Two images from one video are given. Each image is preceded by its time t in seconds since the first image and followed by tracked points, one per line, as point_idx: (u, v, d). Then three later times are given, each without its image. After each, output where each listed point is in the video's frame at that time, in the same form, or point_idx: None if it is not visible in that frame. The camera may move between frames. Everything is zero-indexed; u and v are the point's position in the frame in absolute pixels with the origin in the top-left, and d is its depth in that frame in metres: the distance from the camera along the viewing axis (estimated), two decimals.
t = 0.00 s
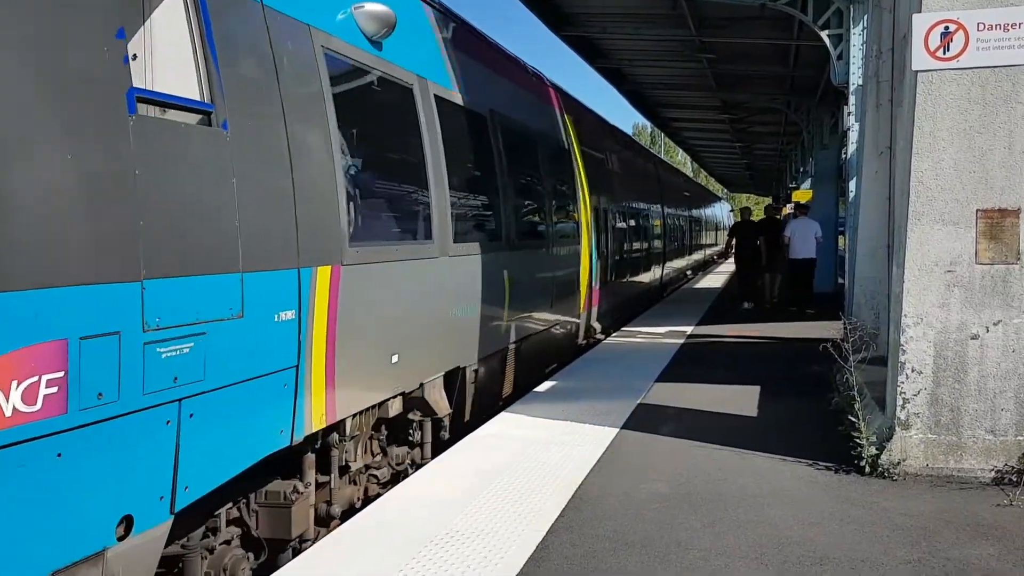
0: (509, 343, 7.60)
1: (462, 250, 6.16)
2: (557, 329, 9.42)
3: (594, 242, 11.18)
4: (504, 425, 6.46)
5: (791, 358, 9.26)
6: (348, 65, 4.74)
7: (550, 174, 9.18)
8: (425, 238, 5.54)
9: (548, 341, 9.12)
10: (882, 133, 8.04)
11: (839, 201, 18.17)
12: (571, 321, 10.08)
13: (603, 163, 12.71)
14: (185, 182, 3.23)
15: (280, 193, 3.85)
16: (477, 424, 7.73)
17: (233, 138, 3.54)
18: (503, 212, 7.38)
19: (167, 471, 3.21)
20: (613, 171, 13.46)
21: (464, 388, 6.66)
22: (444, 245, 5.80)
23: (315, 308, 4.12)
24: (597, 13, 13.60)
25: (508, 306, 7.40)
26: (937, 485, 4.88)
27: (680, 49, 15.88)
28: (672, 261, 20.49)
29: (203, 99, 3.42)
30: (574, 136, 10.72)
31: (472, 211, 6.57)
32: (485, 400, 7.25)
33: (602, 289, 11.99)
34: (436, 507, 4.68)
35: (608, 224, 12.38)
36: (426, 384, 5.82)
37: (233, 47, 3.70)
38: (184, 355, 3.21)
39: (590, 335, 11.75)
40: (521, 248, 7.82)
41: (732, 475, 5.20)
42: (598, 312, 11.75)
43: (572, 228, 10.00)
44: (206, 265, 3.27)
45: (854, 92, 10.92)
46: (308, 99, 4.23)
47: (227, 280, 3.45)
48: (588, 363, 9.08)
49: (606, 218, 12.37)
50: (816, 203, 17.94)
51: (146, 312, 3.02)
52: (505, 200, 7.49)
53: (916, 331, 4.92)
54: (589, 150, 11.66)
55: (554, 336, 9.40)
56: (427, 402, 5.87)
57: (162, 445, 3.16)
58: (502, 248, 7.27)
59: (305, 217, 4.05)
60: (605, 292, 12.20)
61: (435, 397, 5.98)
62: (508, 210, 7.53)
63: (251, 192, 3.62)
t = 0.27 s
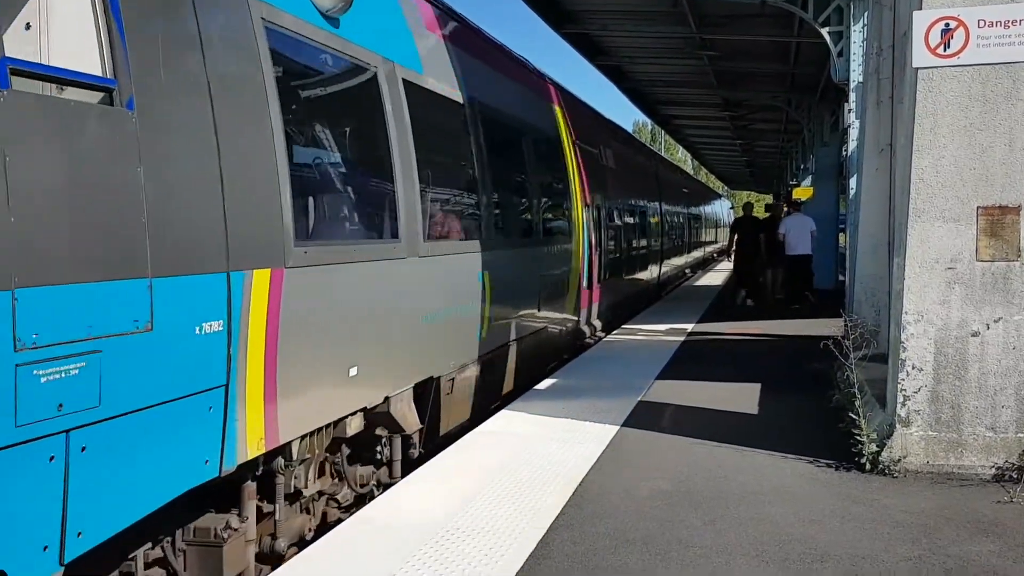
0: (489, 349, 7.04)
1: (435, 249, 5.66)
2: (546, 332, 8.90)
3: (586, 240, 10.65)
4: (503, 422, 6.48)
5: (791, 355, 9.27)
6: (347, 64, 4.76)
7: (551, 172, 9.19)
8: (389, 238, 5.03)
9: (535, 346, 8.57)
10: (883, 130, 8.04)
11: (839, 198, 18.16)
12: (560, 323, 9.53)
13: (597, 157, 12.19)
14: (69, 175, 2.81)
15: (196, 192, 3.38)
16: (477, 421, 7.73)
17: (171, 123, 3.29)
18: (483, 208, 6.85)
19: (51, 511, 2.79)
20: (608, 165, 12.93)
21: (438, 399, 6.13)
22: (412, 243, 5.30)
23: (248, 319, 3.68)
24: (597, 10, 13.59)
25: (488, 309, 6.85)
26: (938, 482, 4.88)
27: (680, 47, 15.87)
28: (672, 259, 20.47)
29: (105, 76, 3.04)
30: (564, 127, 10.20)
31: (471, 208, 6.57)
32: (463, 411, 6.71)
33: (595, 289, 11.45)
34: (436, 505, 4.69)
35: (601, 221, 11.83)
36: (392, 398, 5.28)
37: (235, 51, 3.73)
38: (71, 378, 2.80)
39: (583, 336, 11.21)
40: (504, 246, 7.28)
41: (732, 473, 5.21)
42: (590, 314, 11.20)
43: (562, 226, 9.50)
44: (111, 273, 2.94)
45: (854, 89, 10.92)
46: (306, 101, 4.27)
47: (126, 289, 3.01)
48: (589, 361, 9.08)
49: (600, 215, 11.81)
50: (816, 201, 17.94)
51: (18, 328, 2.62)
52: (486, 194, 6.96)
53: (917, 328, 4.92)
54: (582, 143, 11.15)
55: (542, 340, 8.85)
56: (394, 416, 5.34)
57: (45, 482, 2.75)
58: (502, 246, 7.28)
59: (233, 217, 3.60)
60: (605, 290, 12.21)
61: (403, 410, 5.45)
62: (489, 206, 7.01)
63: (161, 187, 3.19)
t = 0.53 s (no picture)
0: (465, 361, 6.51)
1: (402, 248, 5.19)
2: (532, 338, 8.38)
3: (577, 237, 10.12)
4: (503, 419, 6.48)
5: (792, 352, 9.27)
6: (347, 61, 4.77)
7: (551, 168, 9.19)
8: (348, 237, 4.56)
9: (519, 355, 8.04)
10: (883, 126, 8.03)
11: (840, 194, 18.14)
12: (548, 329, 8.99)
13: (590, 153, 11.66)
14: None
15: (85, 192, 2.91)
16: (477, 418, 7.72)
17: (131, 107, 3.16)
18: (459, 204, 6.29)
19: None
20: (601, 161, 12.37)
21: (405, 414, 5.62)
22: (372, 241, 4.81)
23: (155, 332, 3.19)
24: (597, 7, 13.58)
25: (466, 317, 6.32)
26: (939, 478, 4.88)
27: (680, 43, 15.86)
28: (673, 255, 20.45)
29: None
30: (553, 118, 9.66)
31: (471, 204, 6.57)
32: (435, 428, 6.18)
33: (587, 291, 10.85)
34: (436, 502, 4.68)
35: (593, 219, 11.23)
36: (348, 416, 4.75)
37: (228, 50, 3.75)
38: None
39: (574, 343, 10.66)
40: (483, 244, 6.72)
41: (733, 469, 5.21)
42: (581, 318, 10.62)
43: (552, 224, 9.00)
44: None
45: (854, 85, 10.92)
46: (302, 99, 4.28)
47: None
48: (589, 357, 9.08)
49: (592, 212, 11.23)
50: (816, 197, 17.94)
51: None
52: (465, 188, 6.42)
53: (917, 324, 4.92)
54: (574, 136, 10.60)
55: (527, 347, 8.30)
56: (353, 435, 4.86)
57: None
58: (502, 242, 7.28)
59: (137, 217, 3.14)
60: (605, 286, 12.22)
61: (363, 428, 4.96)
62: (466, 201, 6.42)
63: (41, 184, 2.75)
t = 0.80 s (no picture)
0: (438, 373, 5.99)
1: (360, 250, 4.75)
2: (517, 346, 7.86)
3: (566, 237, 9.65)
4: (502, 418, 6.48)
5: (792, 350, 9.27)
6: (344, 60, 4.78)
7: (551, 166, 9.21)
8: (294, 236, 4.13)
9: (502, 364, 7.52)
10: (883, 124, 8.03)
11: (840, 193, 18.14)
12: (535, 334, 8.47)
13: (582, 150, 11.18)
14: None
15: None
16: (477, 417, 7.71)
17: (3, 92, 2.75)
18: (431, 202, 5.78)
19: None
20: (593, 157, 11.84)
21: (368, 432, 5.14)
22: (322, 241, 4.36)
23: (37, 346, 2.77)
24: (596, 5, 13.59)
25: (438, 324, 5.78)
26: (938, 476, 4.88)
27: (679, 42, 15.87)
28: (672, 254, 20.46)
29: None
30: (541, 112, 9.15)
31: (470, 202, 6.58)
32: (404, 445, 5.67)
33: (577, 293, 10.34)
34: (436, 501, 4.68)
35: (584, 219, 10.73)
36: (294, 440, 4.25)
37: (223, 48, 3.77)
38: None
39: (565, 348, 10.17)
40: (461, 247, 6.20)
41: (733, 467, 5.22)
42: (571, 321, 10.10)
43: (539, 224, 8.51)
44: None
45: (853, 83, 10.93)
46: (299, 97, 4.27)
47: None
48: (589, 356, 9.09)
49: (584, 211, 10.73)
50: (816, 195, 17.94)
51: None
52: (439, 185, 5.93)
53: (917, 322, 4.92)
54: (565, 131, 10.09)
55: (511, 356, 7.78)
56: (300, 462, 4.34)
57: None
58: (502, 241, 7.29)
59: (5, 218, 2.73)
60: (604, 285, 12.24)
61: (315, 454, 4.49)
62: (438, 197, 5.89)
63: None
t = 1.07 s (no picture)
0: (405, 389, 5.40)
1: (303, 255, 4.12)
2: (498, 354, 7.29)
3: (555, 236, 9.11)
4: (503, 418, 6.48)
5: (793, 349, 9.27)
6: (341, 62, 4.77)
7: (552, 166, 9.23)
8: (227, 238, 3.60)
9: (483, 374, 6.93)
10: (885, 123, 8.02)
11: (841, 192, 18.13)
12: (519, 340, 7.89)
13: (576, 146, 10.68)
14: None
15: None
16: (478, 417, 7.71)
17: None
18: (397, 201, 5.27)
19: None
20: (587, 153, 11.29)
21: (323, 457, 4.57)
22: (257, 242, 3.77)
23: None
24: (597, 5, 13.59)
25: (406, 334, 5.25)
26: (940, 475, 4.87)
27: (680, 42, 15.88)
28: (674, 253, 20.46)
29: None
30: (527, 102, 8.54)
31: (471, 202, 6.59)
32: (364, 470, 5.11)
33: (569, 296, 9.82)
34: (437, 501, 4.68)
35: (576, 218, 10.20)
36: (225, 473, 3.64)
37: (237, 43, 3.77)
38: None
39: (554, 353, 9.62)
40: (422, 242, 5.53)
41: (734, 466, 5.22)
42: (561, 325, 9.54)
43: (526, 223, 8.01)
44: None
45: (853, 82, 10.93)
46: (300, 97, 4.27)
47: None
48: (590, 355, 9.09)
49: (576, 210, 10.20)
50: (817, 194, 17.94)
51: None
52: (409, 182, 5.42)
53: (919, 321, 4.92)
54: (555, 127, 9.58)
55: (493, 366, 7.18)
56: (235, 500, 3.71)
57: None
58: (504, 241, 7.30)
59: None
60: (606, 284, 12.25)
61: (254, 490, 3.87)
62: (406, 194, 5.38)
63: None
